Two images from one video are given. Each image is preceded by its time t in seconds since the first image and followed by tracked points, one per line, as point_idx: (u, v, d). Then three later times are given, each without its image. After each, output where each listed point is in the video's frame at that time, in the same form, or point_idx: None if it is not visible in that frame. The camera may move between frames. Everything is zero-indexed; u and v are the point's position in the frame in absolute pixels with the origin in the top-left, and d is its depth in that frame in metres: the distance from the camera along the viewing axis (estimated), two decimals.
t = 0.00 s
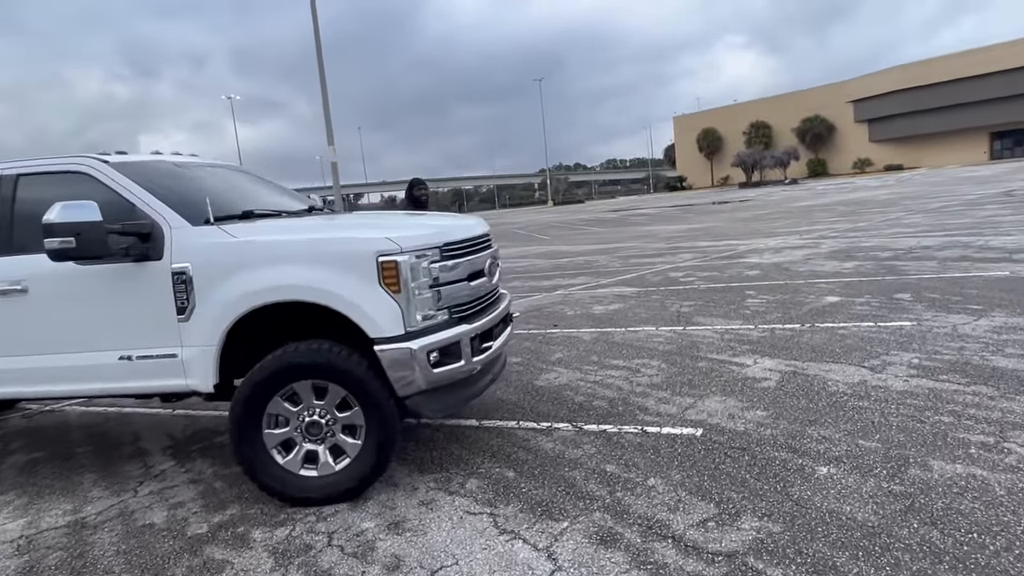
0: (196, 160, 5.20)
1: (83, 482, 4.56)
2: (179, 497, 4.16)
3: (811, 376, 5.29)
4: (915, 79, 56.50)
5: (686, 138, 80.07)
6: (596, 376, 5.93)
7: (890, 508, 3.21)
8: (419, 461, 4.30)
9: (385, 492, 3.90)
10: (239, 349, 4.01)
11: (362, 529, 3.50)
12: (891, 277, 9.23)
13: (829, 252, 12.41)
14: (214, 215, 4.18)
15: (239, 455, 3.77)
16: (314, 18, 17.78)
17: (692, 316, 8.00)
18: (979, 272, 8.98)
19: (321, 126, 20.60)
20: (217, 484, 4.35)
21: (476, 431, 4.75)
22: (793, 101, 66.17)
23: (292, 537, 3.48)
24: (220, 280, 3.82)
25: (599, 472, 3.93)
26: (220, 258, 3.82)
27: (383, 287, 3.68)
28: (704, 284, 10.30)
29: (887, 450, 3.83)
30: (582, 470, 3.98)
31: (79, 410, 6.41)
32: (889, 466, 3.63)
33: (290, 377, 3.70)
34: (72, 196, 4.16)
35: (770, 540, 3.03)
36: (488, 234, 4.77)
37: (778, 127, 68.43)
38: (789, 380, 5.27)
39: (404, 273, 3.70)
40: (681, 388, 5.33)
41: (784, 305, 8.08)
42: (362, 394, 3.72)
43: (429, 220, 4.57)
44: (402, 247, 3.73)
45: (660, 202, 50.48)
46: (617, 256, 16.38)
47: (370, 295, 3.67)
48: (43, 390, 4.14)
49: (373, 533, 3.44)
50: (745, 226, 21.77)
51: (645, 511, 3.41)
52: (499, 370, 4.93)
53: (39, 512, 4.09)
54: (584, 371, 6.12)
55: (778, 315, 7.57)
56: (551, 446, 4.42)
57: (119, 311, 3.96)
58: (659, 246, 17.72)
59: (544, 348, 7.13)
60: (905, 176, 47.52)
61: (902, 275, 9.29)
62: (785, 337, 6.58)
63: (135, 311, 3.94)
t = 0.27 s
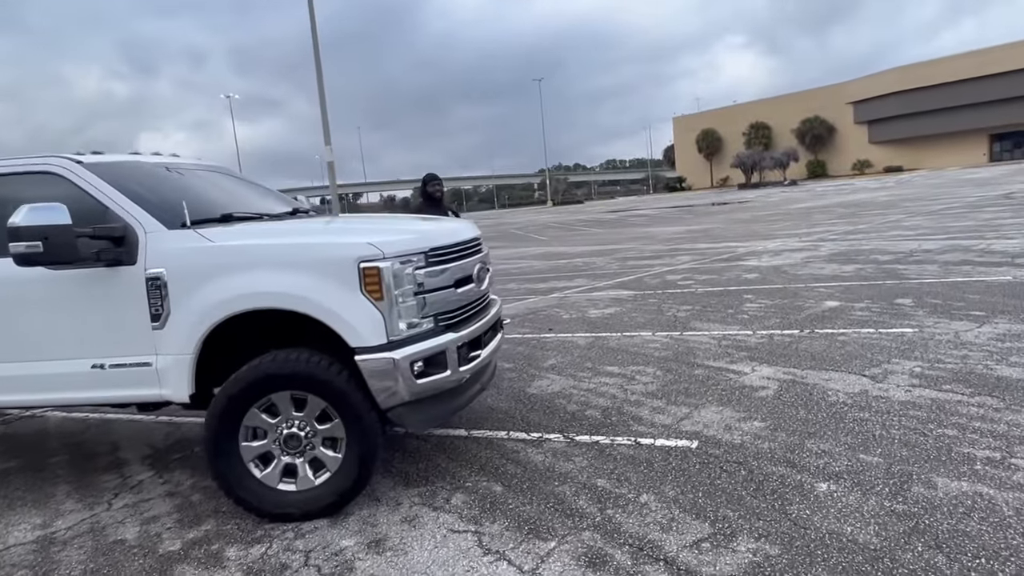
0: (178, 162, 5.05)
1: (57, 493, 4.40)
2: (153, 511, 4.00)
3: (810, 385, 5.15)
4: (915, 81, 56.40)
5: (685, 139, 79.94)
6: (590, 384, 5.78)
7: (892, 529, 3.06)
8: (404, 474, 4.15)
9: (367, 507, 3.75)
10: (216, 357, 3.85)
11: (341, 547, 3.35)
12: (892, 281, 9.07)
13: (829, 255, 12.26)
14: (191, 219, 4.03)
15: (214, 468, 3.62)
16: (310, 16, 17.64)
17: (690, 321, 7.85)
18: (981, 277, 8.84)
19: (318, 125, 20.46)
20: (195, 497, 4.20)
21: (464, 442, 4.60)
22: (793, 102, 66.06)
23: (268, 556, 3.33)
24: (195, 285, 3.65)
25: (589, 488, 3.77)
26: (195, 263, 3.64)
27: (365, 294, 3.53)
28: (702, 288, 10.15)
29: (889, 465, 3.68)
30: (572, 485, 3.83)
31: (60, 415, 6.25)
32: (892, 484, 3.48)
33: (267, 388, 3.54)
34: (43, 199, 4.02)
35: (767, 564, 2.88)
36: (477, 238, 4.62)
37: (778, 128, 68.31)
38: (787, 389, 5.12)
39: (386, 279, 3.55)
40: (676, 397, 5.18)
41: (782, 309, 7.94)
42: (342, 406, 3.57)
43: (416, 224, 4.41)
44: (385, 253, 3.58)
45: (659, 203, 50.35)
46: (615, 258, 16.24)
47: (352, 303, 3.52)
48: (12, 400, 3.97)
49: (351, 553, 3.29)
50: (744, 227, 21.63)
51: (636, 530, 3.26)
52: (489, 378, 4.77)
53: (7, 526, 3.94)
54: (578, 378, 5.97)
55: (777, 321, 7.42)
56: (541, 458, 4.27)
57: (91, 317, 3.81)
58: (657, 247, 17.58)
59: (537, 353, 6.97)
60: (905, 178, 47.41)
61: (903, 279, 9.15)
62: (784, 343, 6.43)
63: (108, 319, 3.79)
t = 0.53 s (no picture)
0: (158, 160, 4.94)
1: (30, 499, 4.29)
2: (126, 518, 3.88)
3: (805, 390, 5.02)
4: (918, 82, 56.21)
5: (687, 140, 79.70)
6: (580, 388, 5.66)
7: (885, 544, 2.94)
8: (385, 481, 4.04)
9: (343, 516, 3.63)
10: (190, 361, 3.74)
11: (314, 559, 3.23)
12: (891, 284, 8.94)
13: (828, 257, 12.13)
14: (164, 219, 3.92)
15: (186, 476, 3.51)
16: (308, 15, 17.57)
17: (685, 324, 7.72)
18: (982, 280, 8.71)
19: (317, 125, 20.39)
20: (170, 504, 4.08)
21: (449, 449, 4.49)
22: (795, 104, 65.89)
23: (238, 568, 3.22)
24: (167, 286, 3.54)
25: (573, 497, 3.65)
26: (167, 263, 3.53)
27: (341, 297, 3.42)
28: (699, 290, 10.02)
29: (883, 475, 3.56)
30: (556, 494, 3.71)
31: (41, 418, 6.13)
32: (885, 495, 3.35)
33: (240, 393, 3.43)
34: (13, 198, 3.91)
35: None
36: (463, 239, 4.50)
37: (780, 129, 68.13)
38: (781, 395, 4.99)
39: (363, 281, 3.44)
40: (667, 402, 5.06)
41: (779, 312, 7.81)
42: (318, 412, 3.46)
43: (400, 224, 4.30)
44: (363, 255, 3.47)
45: (660, 204, 50.21)
46: (613, 259, 16.11)
47: (327, 306, 3.41)
48: None
49: (324, 565, 3.17)
50: (744, 229, 21.49)
51: (619, 543, 3.14)
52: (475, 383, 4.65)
53: None
54: (568, 382, 5.85)
55: (773, 324, 7.30)
56: (526, 466, 4.15)
57: (61, 319, 3.70)
58: (655, 249, 17.45)
59: (529, 356, 6.85)
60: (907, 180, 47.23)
61: (902, 282, 9.02)
62: (779, 347, 6.31)
63: (79, 321, 3.67)
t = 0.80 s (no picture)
0: (135, 163, 4.84)
1: None
2: (93, 531, 3.77)
3: (796, 399, 4.89)
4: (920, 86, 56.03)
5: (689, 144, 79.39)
6: (568, 395, 5.53)
7: (871, 565, 2.81)
8: (359, 493, 3.92)
9: (313, 530, 3.52)
10: (159, 368, 3.64)
11: None
12: (889, 289, 8.79)
13: (827, 261, 12.00)
14: (133, 222, 3.83)
15: (150, 488, 3.40)
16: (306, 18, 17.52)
17: (678, 329, 7.60)
18: (981, 285, 8.57)
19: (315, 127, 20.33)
20: (140, 515, 3.97)
21: (429, 459, 4.37)
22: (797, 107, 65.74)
23: None
24: (133, 293, 3.44)
25: (551, 512, 3.53)
26: (133, 269, 3.43)
27: (311, 304, 3.32)
28: (695, 295, 9.90)
29: (872, 490, 3.43)
30: (534, 508, 3.59)
31: (20, 424, 6.03)
32: (874, 511, 3.23)
33: (205, 403, 3.33)
34: None
35: None
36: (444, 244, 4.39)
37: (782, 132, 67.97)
38: (772, 404, 4.85)
39: (334, 287, 3.33)
40: (655, 411, 4.94)
41: (775, 318, 7.68)
42: (286, 423, 3.35)
43: (378, 229, 4.19)
44: (334, 261, 3.37)
45: (661, 207, 50.08)
46: (611, 262, 15.98)
47: (295, 314, 3.30)
48: None
49: None
50: (744, 232, 21.35)
51: (596, 561, 3.02)
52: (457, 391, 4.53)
53: None
54: (556, 389, 5.72)
55: (767, 330, 7.17)
56: (506, 477, 4.03)
57: (25, 326, 3.60)
58: (654, 252, 17.34)
59: (518, 363, 6.72)
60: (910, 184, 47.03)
61: (901, 287, 8.88)
62: (772, 354, 6.18)
63: (43, 328, 3.57)
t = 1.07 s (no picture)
0: (118, 166, 4.74)
1: None
2: (67, 546, 3.64)
3: (797, 411, 4.75)
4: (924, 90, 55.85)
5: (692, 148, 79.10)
6: (563, 405, 5.40)
7: None
8: (344, 509, 3.79)
9: (294, 548, 3.39)
10: (136, 379, 3.52)
11: None
12: (892, 296, 8.64)
13: (830, 267, 11.85)
14: (108, 229, 3.73)
15: (124, 504, 3.27)
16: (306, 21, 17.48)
17: (677, 337, 7.45)
18: (987, 292, 8.42)
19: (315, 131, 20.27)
20: (117, 530, 3.85)
21: (418, 473, 4.23)
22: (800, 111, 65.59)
23: None
24: (108, 301, 3.32)
25: (541, 530, 3.39)
26: (108, 276, 3.32)
27: (290, 313, 3.19)
28: (695, 301, 9.76)
29: (875, 509, 3.29)
30: (524, 526, 3.46)
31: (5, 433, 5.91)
32: (877, 532, 3.09)
33: (181, 416, 3.20)
34: None
35: None
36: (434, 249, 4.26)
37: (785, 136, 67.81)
38: (772, 416, 4.71)
39: (314, 296, 3.21)
40: (651, 423, 4.80)
41: (776, 325, 7.54)
42: (265, 437, 3.22)
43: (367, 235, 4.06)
44: (315, 268, 3.24)
45: (664, 211, 49.93)
46: (612, 267, 15.85)
47: (274, 324, 3.18)
48: None
49: None
50: (746, 237, 21.20)
51: None
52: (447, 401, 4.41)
53: None
54: (551, 399, 5.59)
55: (768, 338, 7.02)
56: (496, 492, 3.90)
57: None
58: (655, 257, 17.20)
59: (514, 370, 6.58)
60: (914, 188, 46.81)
61: (904, 294, 8.73)
62: (773, 363, 6.04)
63: (15, 337, 3.45)
